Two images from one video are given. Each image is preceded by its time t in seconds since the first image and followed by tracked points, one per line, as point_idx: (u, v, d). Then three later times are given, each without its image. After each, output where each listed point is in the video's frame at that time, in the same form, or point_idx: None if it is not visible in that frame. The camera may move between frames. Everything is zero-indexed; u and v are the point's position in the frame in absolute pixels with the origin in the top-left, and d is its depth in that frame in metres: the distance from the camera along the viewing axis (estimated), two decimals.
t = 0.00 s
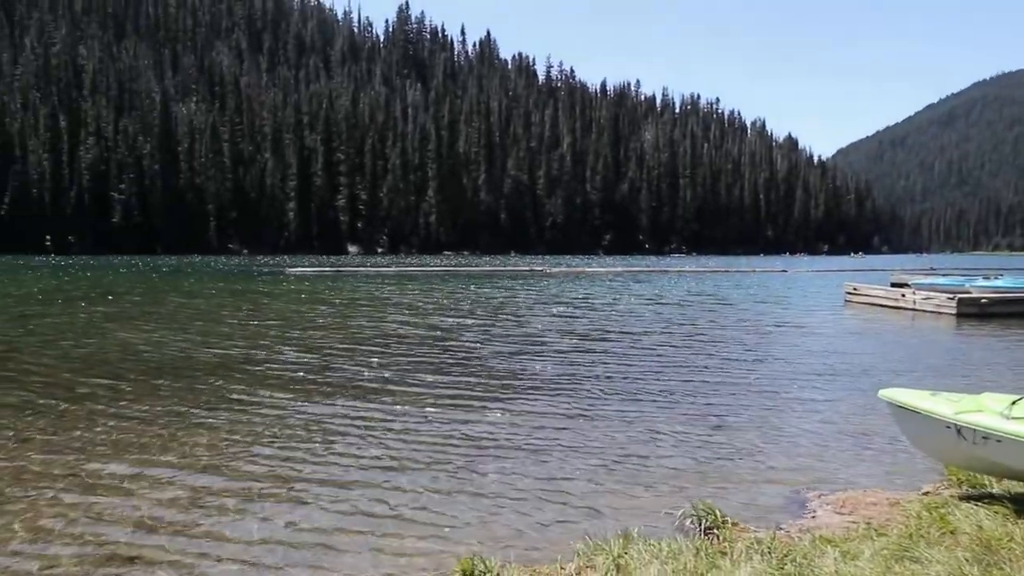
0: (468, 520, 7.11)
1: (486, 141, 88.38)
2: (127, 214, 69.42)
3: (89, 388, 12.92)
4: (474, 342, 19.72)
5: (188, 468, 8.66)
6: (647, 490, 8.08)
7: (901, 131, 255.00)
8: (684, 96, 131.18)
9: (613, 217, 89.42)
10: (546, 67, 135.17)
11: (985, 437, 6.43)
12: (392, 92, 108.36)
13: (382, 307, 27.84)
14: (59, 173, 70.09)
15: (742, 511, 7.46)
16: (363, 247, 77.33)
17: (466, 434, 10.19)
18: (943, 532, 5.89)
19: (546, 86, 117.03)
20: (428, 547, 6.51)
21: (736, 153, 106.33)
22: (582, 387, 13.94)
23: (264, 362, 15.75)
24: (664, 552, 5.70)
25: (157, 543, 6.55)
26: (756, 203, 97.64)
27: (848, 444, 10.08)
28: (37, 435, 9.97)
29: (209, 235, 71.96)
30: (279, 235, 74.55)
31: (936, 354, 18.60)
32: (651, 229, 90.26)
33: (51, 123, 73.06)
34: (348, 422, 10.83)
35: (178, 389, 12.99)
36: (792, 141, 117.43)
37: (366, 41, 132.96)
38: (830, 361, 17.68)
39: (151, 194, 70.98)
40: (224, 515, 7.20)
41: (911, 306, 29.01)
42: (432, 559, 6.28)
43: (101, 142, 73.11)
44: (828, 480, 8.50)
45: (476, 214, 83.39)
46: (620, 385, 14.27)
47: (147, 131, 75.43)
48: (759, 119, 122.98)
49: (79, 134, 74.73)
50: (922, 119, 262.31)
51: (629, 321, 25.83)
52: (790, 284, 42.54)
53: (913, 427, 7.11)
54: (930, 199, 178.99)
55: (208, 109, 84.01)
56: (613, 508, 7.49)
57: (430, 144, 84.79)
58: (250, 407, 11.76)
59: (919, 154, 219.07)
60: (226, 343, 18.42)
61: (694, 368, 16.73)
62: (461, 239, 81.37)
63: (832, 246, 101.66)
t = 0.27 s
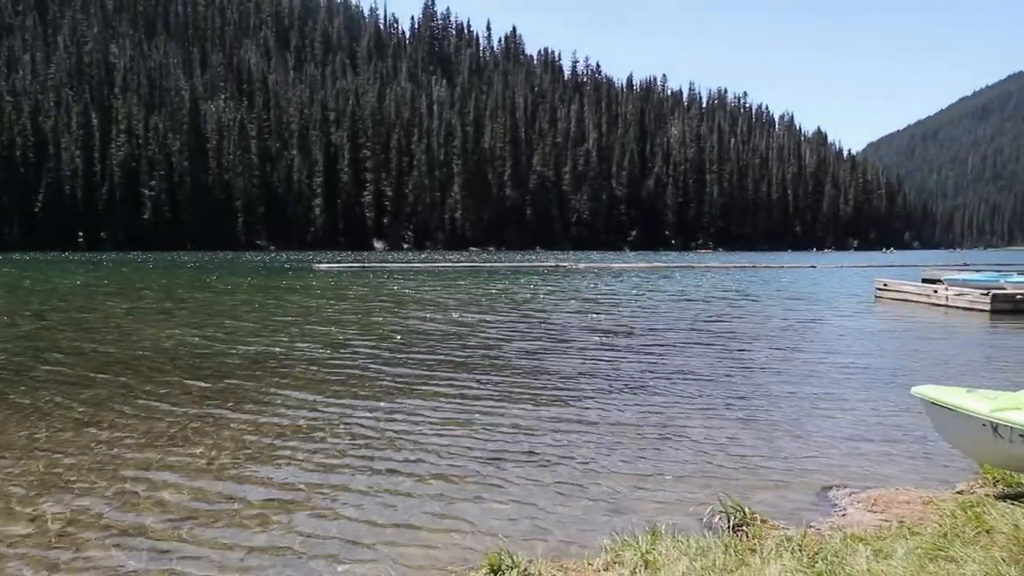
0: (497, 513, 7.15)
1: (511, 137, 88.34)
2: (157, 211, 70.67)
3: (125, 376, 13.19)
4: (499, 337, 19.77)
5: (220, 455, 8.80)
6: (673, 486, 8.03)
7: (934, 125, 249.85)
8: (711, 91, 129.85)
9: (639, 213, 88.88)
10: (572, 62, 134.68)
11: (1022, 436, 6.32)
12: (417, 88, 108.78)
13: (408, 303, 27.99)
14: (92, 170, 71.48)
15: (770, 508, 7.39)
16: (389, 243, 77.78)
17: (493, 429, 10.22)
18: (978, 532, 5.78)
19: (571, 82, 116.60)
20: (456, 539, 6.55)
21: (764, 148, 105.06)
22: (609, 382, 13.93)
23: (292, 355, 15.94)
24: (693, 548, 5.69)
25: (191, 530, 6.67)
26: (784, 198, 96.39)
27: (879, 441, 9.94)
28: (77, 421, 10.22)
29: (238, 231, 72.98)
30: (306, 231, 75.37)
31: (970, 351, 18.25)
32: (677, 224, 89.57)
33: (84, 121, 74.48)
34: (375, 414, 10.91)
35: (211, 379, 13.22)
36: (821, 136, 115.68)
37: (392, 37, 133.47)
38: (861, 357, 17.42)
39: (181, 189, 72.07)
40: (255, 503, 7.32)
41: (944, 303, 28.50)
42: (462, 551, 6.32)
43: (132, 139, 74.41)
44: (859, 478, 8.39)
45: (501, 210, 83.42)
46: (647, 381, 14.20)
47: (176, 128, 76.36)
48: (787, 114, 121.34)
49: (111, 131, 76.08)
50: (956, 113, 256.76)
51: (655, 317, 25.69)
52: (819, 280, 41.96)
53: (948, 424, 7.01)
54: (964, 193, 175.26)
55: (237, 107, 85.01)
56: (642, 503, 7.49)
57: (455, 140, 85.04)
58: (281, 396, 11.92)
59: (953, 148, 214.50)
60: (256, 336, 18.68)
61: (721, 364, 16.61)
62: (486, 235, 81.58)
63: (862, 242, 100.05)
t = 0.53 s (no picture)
0: (516, 509, 7.13)
1: (528, 133, 88.26)
2: (177, 207, 71.46)
3: (144, 369, 13.26)
4: (517, 333, 19.78)
5: (238, 447, 8.82)
6: (693, 484, 7.99)
7: (957, 121, 246.40)
8: (730, 87, 128.88)
9: (656, 209, 88.52)
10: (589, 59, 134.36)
11: None
12: (434, 85, 108.99)
13: (426, 299, 28.06)
14: (113, 168, 72.31)
15: (791, 506, 7.32)
16: (405, 240, 78.06)
17: (511, 424, 10.21)
18: (1005, 532, 5.69)
19: (588, 78, 116.24)
20: (475, 535, 6.53)
21: (783, 143, 104.13)
22: (628, 378, 13.87)
23: (311, 349, 16.02)
24: (714, 546, 5.64)
25: (209, 520, 6.68)
26: (803, 194, 95.55)
27: (902, 439, 9.83)
28: (96, 412, 10.27)
29: (256, 228, 73.66)
30: (323, 227, 75.89)
31: (993, 349, 17.99)
32: (694, 221, 89.06)
33: (106, 119, 75.31)
34: (392, 408, 10.94)
35: (229, 372, 13.26)
36: (841, 131, 114.48)
37: (409, 35, 133.75)
38: (882, 355, 17.23)
39: (200, 186, 72.75)
40: (273, 494, 7.32)
41: (966, 299, 28.13)
42: (481, 546, 6.30)
43: (152, 137, 75.12)
44: (883, 477, 8.27)
45: (518, 207, 83.43)
46: (666, 377, 14.13)
47: (196, 125, 76.94)
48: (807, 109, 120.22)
49: (132, 129, 76.88)
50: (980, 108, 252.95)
51: (672, 314, 25.56)
52: (839, 277, 41.55)
53: (974, 423, 6.93)
54: (988, 188, 172.66)
55: (255, 104, 85.50)
56: (661, 500, 7.44)
57: (472, 137, 85.06)
58: (298, 390, 11.95)
59: (977, 144, 211.36)
60: (274, 331, 18.74)
61: (739, 360, 16.51)
62: (502, 231, 81.70)
63: (882, 238, 98.99)
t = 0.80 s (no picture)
0: (529, 508, 7.10)
1: (541, 131, 88.13)
2: (194, 206, 72.16)
3: (160, 369, 13.33)
4: (531, 331, 19.76)
5: (252, 446, 8.84)
6: (709, 483, 7.93)
7: (976, 117, 243.45)
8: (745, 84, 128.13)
9: (670, 207, 88.13)
10: (603, 56, 134.14)
11: None
12: (448, 83, 109.23)
13: (440, 297, 28.11)
14: (131, 167, 73.05)
15: (808, 506, 7.25)
16: (419, 238, 78.25)
17: (525, 423, 10.18)
18: None
19: (602, 76, 116.00)
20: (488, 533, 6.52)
21: (799, 141, 103.41)
22: (642, 377, 13.80)
23: (326, 347, 16.10)
24: (730, 546, 5.60)
25: (224, 519, 6.69)
26: (819, 191, 94.84)
27: (920, 439, 9.72)
28: (111, 412, 10.31)
29: (271, 226, 74.20)
30: (338, 226, 76.30)
31: (1012, 348, 17.74)
32: (708, 218, 88.62)
33: (124, 119, 76.02)
34: (406, 406, 10.95)
35: (244, 371, 13.32)
36: (857, 128, 113.48)
37: (423, 34, 134.11)
38: (900, 354, 17.04)
39: (216, 185, 73.38)
40: (287, 493, 7.34)
41: (985, 297, 27.78)
42: (495, 544, 6.28)
43: (169, 136, 75.68)
44: (901, 477, 8.18)
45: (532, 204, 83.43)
46: (681, 376, 14.04)
47: (212, 125, 77.48)
48: (822, 106, 119.28)
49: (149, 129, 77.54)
50: (999, 104, 249.78)
51: (687, 312, 25.43)
52: (855, 275, 41.20)
53: (994, 422, 6.85)
54: (1007, 185, 170.53)
55: (271, 103, 86.01)
56: (676, 501, 7.38)
57: (486, 135, 85.01)
58: (314, 388, 12.00)
59: (996, 141, 208.71)
60: (288, 329, 18.80)
61: (754, 359, 16.39)
62: (516, 229, 81.82)
63: (898, 236, 98.11)
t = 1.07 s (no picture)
0: (538, 510, 7.10)
1: (549, 131, 88.04)
2: (202, 206, 72.59)
3: (167, 369, 13.36)
4: (539, 332, 19.75)
5: (260, 447, 8.83)
6: (717, 484, 7.92)
7: (987, 116, 241.95)
8: (753, 83, 127.76)
9: (678, 207, 87.89)
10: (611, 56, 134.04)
11: None
12: (456, 83, 109.41)
13: (447, 297, 28.13)
14: (141, 167, 73.45)
15: (817, 507, 7.23)
16: (427, 238, 78.35)
17: (533, 424, 10.18)
18: None
19: (610, 76, 115.92)
20: (497, 535, 6.51)
21: (808, 140, 103.04)
22: (650, 378, 13.77)
23: (334, 348, 16.16)
24: (739, 547, 5.59)
25: (234, 519, 6.71)
26: (827, 191, 94.46)
27: (930, 439, 9.67)
28: (116, 411, 10.31)
29: (280, 227, 74.48)
30: (346, 226, 76.51)
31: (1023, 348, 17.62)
32: (717, 219, 88.36)
33: (134, 120, 76.42)
34: (415, 406, 10.98)
35: (250, 371, 13.34)
36: (866, 128, 112.98)
37: (432, 34, 134.40)
38: (909, 354, 16.95)
39: (225, 185, 73.79)
40: (297, 493, 7.35)
41: (995, 297, 27.60)
42: (504, 546, 6.29)
43: (179, 137, 75.96)
44: (912, 477, 8.13)
45: (540, 204, 83.44)
46: (689, 377, 14.00)
47: (221, 125, 77.70)
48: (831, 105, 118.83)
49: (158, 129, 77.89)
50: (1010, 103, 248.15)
51: (694, 312, 25.36)
52: (864, 275, 40.97)
53: (1004, 422, 6.82)
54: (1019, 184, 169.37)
55: (279, 103, 86.30)
56: (685, 501, 7.37)
57: (494, 135, 84.86)
58: (322, 389, 12.05)
59: (1008, 140, 207.23)
60: (294, 330, 18.83)
61: (762, 360, 16.32)
62: (523, 229, 81.96)
63: (908, 236, 97.63)
